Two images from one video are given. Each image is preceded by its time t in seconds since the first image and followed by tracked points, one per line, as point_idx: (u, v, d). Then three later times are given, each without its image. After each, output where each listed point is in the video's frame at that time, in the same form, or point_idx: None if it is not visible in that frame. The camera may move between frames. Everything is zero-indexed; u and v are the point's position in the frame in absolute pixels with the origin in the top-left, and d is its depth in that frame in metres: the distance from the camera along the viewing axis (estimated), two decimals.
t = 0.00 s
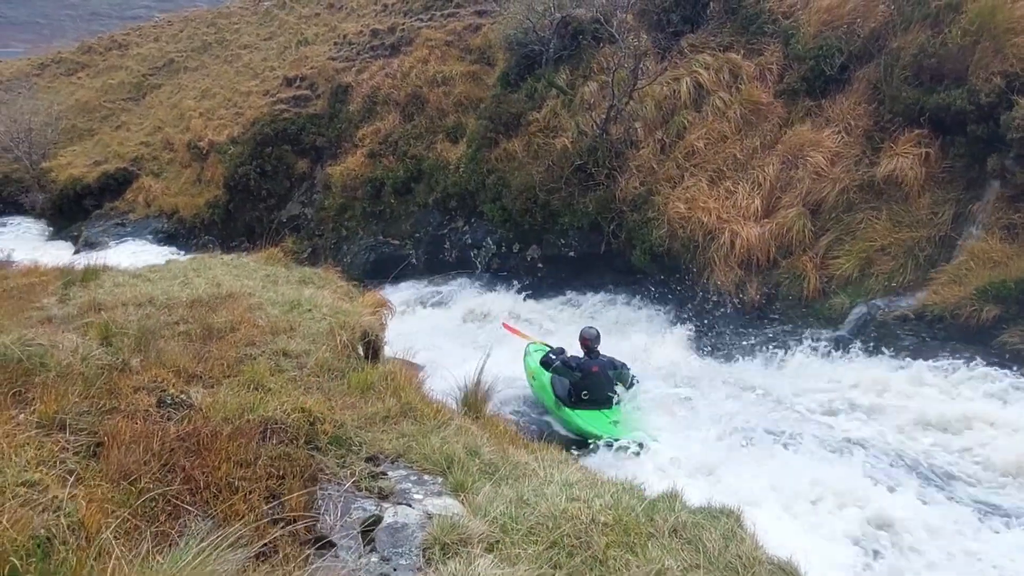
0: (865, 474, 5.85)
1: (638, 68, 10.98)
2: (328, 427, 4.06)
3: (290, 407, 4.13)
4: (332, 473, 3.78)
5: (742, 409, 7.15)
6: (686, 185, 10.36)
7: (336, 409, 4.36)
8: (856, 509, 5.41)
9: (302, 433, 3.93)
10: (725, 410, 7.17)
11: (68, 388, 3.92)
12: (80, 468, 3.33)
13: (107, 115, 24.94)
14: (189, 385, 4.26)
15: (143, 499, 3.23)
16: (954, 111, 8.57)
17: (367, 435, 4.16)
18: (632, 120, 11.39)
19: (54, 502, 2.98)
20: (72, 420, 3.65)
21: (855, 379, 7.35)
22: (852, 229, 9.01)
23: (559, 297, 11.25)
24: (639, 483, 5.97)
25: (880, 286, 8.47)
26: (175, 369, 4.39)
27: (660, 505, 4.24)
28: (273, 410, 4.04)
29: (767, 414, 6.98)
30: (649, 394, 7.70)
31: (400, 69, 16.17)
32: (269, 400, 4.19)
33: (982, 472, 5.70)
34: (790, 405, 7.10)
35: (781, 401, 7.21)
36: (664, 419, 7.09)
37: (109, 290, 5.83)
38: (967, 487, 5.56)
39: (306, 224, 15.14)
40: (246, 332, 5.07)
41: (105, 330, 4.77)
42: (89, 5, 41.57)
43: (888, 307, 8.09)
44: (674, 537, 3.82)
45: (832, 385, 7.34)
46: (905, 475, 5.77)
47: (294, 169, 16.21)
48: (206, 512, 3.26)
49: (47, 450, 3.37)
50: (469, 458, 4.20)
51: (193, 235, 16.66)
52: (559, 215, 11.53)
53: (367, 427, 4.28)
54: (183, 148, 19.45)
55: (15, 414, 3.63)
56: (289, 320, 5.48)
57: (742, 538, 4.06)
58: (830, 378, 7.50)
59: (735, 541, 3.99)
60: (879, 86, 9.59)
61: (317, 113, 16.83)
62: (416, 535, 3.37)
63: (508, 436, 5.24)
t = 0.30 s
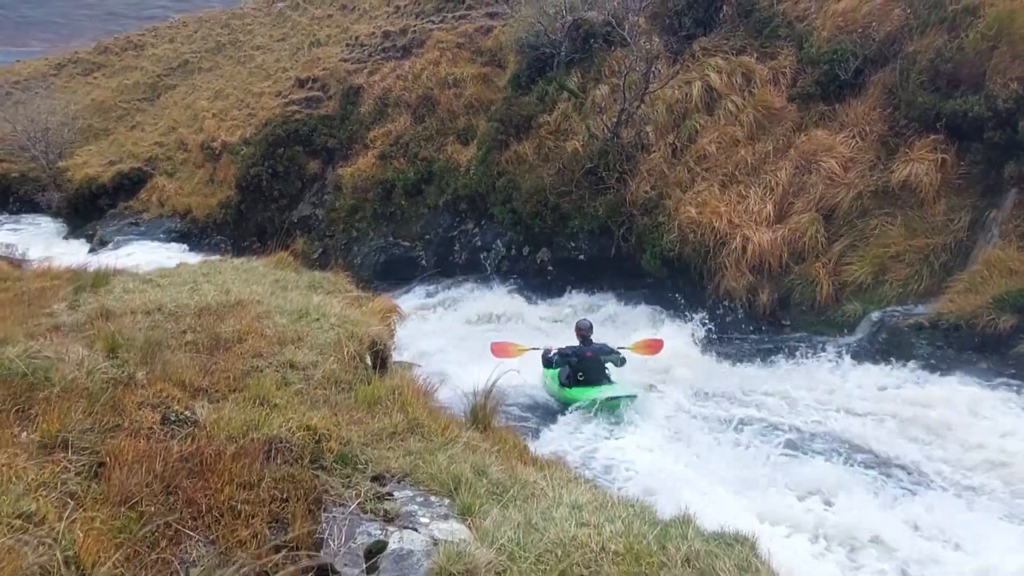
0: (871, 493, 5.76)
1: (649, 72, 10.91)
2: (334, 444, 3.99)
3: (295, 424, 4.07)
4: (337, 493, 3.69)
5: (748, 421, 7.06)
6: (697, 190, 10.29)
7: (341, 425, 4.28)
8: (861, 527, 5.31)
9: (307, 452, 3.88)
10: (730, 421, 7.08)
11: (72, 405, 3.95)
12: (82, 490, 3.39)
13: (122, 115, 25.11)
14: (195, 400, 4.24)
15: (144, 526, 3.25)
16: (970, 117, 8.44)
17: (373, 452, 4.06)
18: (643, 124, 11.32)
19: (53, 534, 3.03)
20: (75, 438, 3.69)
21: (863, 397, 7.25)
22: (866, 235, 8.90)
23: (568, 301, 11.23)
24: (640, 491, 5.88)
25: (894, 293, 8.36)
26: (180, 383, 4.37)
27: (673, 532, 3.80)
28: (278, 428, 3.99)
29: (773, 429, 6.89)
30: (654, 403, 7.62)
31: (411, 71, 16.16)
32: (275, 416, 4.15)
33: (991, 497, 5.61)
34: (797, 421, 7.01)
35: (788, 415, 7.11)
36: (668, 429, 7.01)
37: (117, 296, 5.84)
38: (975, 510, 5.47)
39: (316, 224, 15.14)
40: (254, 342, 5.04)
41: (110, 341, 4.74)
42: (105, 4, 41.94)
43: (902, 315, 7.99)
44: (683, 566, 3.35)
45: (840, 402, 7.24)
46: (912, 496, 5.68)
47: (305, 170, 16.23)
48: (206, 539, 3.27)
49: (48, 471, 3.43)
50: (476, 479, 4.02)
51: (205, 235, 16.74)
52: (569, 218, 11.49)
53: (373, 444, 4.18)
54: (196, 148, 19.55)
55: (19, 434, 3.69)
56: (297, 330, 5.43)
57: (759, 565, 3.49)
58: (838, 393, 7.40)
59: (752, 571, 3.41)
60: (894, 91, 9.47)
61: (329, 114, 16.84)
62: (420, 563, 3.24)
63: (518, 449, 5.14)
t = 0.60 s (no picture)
0: (865, 515, 5.79)
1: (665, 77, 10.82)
2: (343, 474, 3.90)
3: (305, 454, 3.97)
4: (346, 527, 3.57)
5: (757, 440, 7.00)
6: (712, 198, 10.22)
7: (350, 451, 4.18)
8: (863, 562, 5.25)
9: (316, 484, 3.78)
10: (738, 440, 7.02)
11: (80, 433, 3.92)
12: (88, 525, 3.35)
13: (137, 114, 25.26)
14: (203, 427, 4.17)
15: (149, 564, 3.18)
16: (992, 127, 8.32)
17: (383, 482, 3.95)
18: (658, 129, 11.25)
19: None
20: (83, 470, 3.66)
21: (875, 417, 7.16)
22: (883, 245, 8.79)
23: (581, 307, 11.21)
24: (643, 514, 5.86)
25: (912, 304, 8.27)
26: (189, 408, 4.32)
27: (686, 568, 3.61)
28: (287, 458, 3.90)
29: (782, 448, 6.83)
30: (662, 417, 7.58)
31: (425, 73, 16.14)
32: (285, 444, 4.07)
33: (998, 527, 5.52)
34: (807, 440, 6.94)
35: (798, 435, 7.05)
36: (676, 445, 6.97)
37: (129, 309, 5.84)
38: (982, 542, 5.39)
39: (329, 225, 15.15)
40: (264, 361, 4.98)
41: (120, 361, 4.70)
42: (121, 0, 42.31)
43: (919, 328, 7.94)
44: None
45: (851, 422, 7.16)
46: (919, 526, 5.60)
47: (318, 171, 16.26)
48: None
49: (53, 506, 3.39)
50: (486, 511, 3.83)
51: (219, 236, 16.84)
52: (582, 223, 11.46)
53: (383, 473, 4.07)
54: (210, 147, 19.63)
55: (28, 466, 3.66)
56: (307, 347, 5.36)
57: None
58: (850, 413, 7.31)
59: None
60: (914, 98, 9.34)
61: (342, 115, 16.85)
62: None
63: (530, 470, 5.08)
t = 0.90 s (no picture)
0: (864, 529, 5.88)
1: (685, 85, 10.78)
2: (360, 508, 3.84)
3: (323, 489, 3.93)
4: (364, 567, 3.52)
5: (769, 459, 7.00)
6: (731, 207, 10.16)
7: (367, 484, 4.14)
8: None
9: (334, 522, 3.74)
10: (750, 458, 7.02)
11: (105, 467, 3.90)
12: (113, 567, 3.30)
13: (159, 111, 25.55)
14: (224, 460, 4.14)
15: None
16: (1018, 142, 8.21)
17: (400, 516, 3.88)
18: (677, 136, 11.20)
19: None
20: (108, 507, 3.62)
21: (889, 440, 7.14)
22: (905, 258, 8.68)
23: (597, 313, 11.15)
24: (652, 527, 5.88)
25: (933, 319, 8.12)
26: (210, 438, 4.30)
27: None
28: (306, 494, 3.86)
29: (795, 468, 6.82)
30: (674, 431, 7.59)
31: (444, 76, 16.18)
32: (304, 478, 4.04)
33: (1003, 550, 5.56)
34: (820, 460, 6.92)
35: (811, 455, 7.04)
36: (687, 460, 6.98)
37: (150, 324, 5.93)
38: (996, 569, 5.36)
39: (347, 226, 15.21)
40: (283, 385, 4.98)
41: (145, 390, 4.68)
42: None
43: (940, 343, 7.79)
44: None
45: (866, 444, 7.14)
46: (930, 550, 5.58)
47: (337, 172, 16.33)
48: None
49: (77, 548, 3.35)
50: (502, 549, 3.71)
51: (239, 235, 17.00)
52: (600, 229, 11.45)
53: (399, 507, 4.00)
54: (230, 147, 19.80)
55: (53, 504, 3.64)
56: (326, 369, 5.34)
57: None
58: (865, 435, 7.29)
59: None
60: (938, 110, 9.23)
61: (361, 116, 16.92)
62: None
63: (544, 497, 5.00)
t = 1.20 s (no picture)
0: (875, 553, 5.91)
1: (710, 96, 10.75)
2: (384, 542, 3.89)
3: (348, 522, 3.99)
4: None
5: (784, 478, 7.02)
6: (754, 218, 10.11)
7: (390, 514, 4.18)
8: None
9: (360, 556, 3.79)
10: (765, 477, 7.04)
11: (139, 498, 3.96)
12: None
13: (187, 111, 25.88)
14: (252, 489, 4.21)
15: None
16: None
17: (422, 549, 3.90)
18: (701, 146, 11.17)
19: None
20: (142, 540, 3.67)
21: (902, 459, 7.14)
22: (931, 275, 8.54)
23: (617, 322, 11.08)
24: (662, 548, 5.97)
25: (959, 338, 7.97)
26: (238, 467, 4.37)
27: None
28: (332, 527, 3.91)
29: (810, 489, 6.83)
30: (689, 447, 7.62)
31: (468, 80, 16.24)
32: (329, 509, 4.10)
33: None
34: (835, 480, 6.93)
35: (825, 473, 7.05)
36: (702, 477, 7.02)
37: (180, 340, 6.07)
38: None
39: (369, 228, 15.31)
40: (309, 410, 5.07)
41: (175, 415, 4.75)
42: None
43: (966, 362, 7.73)
44: None
45: (882, 463, 7.14)
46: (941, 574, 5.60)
47: (361, 174, 16.44)
48: None
49: None
50: None
51: (264, 235, 17.20)
52: (621, 237, 11.44)
53: (422, 538, 4.02)
54: (256, 148, 20.03)
55: (90, 535, 3.69)
56: (350, 393, 5.41)
57: None
58: (881, 453, 7.28)
59: None
60: (968, 125, 9.10)
61: (385, 120, 17.02)
62: None
63: (563, 523, 4.93)
